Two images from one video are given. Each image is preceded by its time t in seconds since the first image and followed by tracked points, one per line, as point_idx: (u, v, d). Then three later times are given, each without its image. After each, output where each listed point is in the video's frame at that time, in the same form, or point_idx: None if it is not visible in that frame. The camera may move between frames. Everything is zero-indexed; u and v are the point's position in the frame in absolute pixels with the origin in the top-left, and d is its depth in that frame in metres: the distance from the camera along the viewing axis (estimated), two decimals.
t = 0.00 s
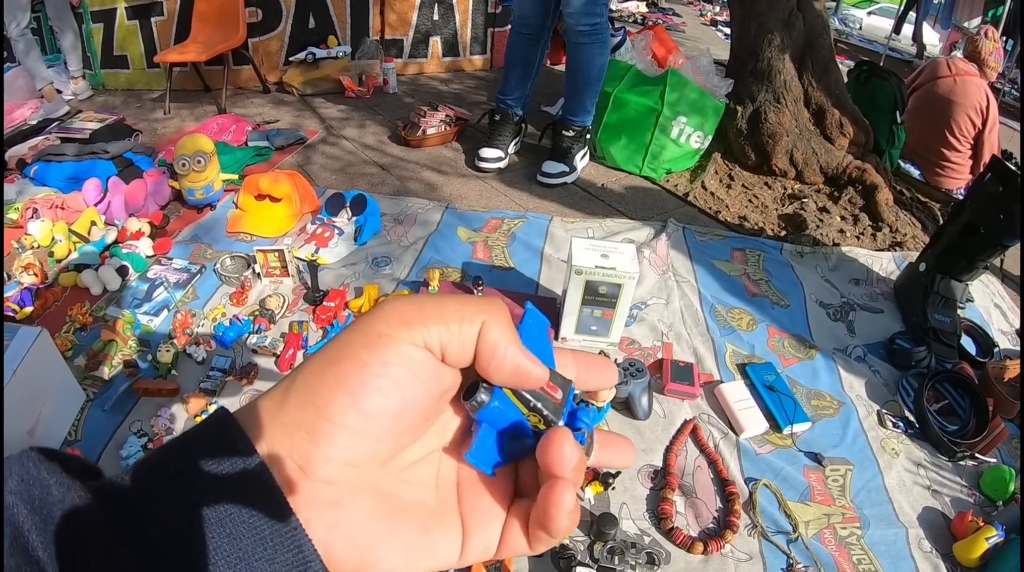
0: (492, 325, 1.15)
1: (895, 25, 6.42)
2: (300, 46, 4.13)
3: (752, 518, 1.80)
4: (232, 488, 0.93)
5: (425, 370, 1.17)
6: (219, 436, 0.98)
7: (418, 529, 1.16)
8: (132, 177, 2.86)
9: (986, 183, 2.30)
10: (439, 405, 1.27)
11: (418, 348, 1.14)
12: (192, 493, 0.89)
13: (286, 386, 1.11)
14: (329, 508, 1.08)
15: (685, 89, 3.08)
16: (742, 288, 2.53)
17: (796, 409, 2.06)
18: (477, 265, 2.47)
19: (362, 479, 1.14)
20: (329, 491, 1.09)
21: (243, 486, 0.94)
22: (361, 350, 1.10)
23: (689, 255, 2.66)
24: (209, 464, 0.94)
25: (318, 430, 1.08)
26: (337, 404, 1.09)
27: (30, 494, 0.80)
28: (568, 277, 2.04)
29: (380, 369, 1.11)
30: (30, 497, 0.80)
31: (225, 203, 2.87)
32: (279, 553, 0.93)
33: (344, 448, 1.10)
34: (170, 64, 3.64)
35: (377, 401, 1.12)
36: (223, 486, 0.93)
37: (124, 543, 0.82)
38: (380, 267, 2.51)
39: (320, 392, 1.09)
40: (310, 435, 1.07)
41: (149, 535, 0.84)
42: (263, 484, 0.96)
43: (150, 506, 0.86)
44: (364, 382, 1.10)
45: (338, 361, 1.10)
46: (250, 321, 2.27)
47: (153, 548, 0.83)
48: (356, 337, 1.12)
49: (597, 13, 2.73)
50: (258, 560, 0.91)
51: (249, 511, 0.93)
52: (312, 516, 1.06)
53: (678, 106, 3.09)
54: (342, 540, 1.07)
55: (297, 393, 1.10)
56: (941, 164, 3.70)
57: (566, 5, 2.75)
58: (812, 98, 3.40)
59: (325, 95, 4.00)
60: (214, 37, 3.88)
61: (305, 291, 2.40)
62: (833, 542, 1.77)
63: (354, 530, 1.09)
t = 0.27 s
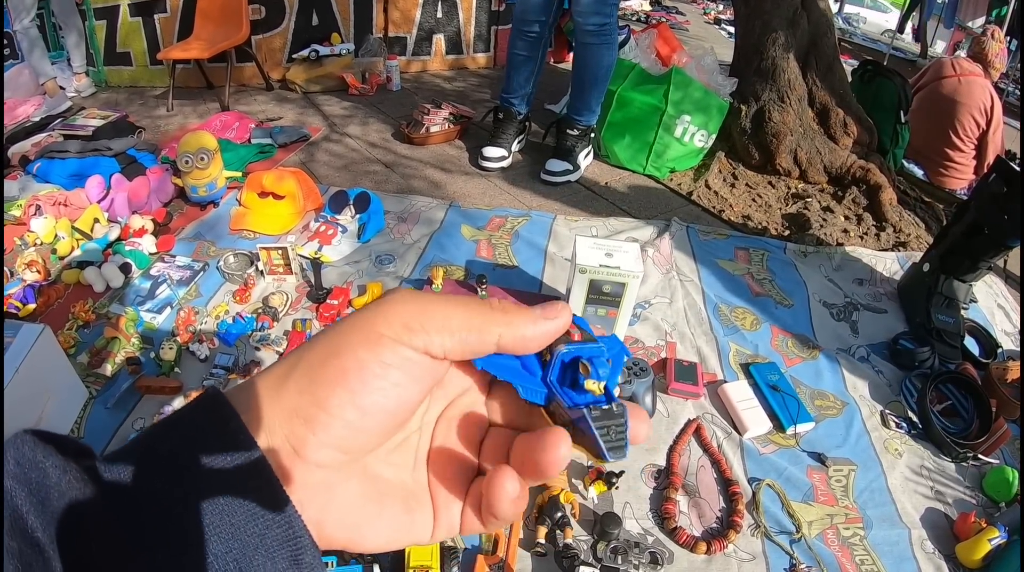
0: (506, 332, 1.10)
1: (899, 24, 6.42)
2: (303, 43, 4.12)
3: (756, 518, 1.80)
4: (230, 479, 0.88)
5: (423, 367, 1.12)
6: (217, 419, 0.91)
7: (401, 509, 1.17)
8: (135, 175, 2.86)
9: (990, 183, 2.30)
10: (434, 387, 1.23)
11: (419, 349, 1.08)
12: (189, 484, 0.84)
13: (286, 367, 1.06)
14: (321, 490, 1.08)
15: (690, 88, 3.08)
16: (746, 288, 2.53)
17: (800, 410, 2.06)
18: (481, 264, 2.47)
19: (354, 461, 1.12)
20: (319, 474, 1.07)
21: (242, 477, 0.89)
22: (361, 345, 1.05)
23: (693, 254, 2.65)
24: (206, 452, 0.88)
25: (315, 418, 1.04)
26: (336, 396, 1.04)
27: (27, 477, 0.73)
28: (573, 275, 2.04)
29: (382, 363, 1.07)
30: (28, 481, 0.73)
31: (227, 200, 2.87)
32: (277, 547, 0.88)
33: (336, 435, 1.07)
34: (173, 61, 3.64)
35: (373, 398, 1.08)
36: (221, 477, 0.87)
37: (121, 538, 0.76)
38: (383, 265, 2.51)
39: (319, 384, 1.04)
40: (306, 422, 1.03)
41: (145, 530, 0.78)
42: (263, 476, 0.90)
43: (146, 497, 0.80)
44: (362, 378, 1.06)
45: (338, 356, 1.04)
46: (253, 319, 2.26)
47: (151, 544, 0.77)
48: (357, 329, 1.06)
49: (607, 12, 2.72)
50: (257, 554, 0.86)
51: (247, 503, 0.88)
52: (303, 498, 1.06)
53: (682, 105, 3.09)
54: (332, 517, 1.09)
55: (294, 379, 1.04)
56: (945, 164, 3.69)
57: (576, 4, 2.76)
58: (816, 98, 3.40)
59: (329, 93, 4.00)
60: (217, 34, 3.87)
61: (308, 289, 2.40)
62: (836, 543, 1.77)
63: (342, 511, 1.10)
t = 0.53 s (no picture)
0: (474, 266, 1.18)
1: (902, 24, 6.42)
2: (306, 40, 4.12)
3: (760, 518, 1.80)
4: (248, 480, 0.84)
5: (430, 337, 1.16)
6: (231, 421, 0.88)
7: (431, 503, 1.16)
8: (138, 171, 2.86)
9: (994, 184, 2.30)
10: (438, 378, 1.26)
11: (421, 317, 1.14)
12: (207, 487, 0.80)
13: (297, 376, 1.05)
14: (356, 489, 1.05)
15: (694, 87, 3.07)
16: (749, 287, 2.53)
17: (803, 410, 2.06)
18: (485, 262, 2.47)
19: (381, 463, 1.11)
20: (351, 473, 1.05)
21: (260, 477, 0.86)
22: (372, 327, 1.08)
23: (697, 253, 2.65)
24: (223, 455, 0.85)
25: (339, 415, 1.04)
26: (354, 383, 1.06)
27: (46, 486, 0.70)
28: (577, 274, 2.04)
29: (393, 343, 1.09)
30: (47, 490, 0.70)
31: (230, 197, 2.87)
32: (299, 547, 0.85)
33: (361, 427, 1.07)
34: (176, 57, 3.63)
35: (390, 378, 1.09)
36: (240, 478, 0.84)
37: (136, 539, 0.72)
38: (387, 263, 2.51)
39: (336, 377, 1.05)
40: (330, 417, 1.03)
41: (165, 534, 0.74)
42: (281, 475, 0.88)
43: (164, 501, 0.77)
44: (377, 359, 1.08)
45: (350, 345, 1.07)
46: (256, 316, 2.26)
47: (172, 547, 0.73)
48: (362, 317, 1.09)
49: (617, 11, 2.73)
50: (278, 557, 0.83)
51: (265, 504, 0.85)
52: (338, 500, 1.03)
53: (686, 104, 3.09)
54: (366, 521, 1.05)
55: (309, 384, 1.04)
56: (948, 165, 3.69)
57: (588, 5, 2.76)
58: (821, 98, 3.39)
59: (333, 90, 4.00)
60: (220, 30, 3.86)
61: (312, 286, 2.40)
62: (839, 542, 1.77)
63: (379, 510, 1.07)
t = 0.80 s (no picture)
0: (462, 273, 1.24)
1: (906, 26, 6.42)
2: (310, 37, 4.11)
3: (763, 517, 1.80)
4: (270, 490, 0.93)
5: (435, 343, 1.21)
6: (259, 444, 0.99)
7: (488, 512, 1.16)
8: (141, 166, 2.85)
9: (1000, 186, 2.29)
10: (462, 393, 1.29)
11: (417, 322, 1.18)
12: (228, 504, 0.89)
13: (318, 412, 1.08)
14: (398, 512, 1.07)
15: (699, 86, 3.08)
16: (754, 287, 2.53)
17: (807, 410, 2.06)
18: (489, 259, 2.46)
19: (422, 482, 1.13)
20: (392, 492, 1.08)
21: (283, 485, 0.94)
22: (383, 340, 1.11)
23: (701, 252, 2.65)
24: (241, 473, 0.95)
25: (369, 437, 1.06)
26: (376, 401, 1.07)
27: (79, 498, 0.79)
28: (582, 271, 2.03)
29: (406, 357, 1.12)
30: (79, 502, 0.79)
31: (234, 192, 2.86)
32: (323, 546, 0.91)
33: (394, 443, 1.09)
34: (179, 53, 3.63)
35: (407, 389, 1.11)
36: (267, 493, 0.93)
37: (155, 543, 0.82)
38: (391, 259, 2.50)
39: (359, 400, 1.07)
40: (360, 442, 1.05)
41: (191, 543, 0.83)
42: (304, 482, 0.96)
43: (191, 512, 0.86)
44: (393, 375, 1.10)
45: (360, 370, 1.09)
46: (259, 312, 2.25)
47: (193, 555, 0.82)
48: (365, 341, 1.12)
49: (622, 10, 2.72)
50: (303, 554, 0.90)
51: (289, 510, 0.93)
52: (383, 524, 1.05)
53: (691, 103, 3.08)
54: (417, 544, 1.06)
55: (332, 415, 1.06)
56: (952, 166, 3.69)
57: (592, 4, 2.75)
58: (825, 98, 3.40)
59: (337, 87, 4.00)
60: (224, 26, 3.86)
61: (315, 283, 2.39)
62: (843, 543, 1.76)
63: (436, 530, 1.09)
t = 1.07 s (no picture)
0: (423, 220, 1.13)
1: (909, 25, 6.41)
2: (312, 34, 4.10)
3: (763, 518, 1.79)
4: (262, 484, 0.91)
5: (399, 308, 1.13)
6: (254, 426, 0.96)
7: (465, 487, 1.10)
8: (142, 163, 2.84)
9: (1001, 186, 2.27)
10: (442, 354, 1.24)
11: (385, 283, 1.11)
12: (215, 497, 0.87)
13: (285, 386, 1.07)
14: (364, 487, 1.05)
15: (701, 85, 3.07)
16: (755, 286, 2.52)
17: (808, 410, 2.06)
18: (490, 257, 2.46)
19: (395, 452, 1.10)
20: (359, 468, 1.06)
21: (276, 479, 0.91)
22: (338, 307, 1.07)
23: (702, 252, 2.64)
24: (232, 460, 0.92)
25: (330, 410, 1.04)
26: (333, 372, 1.04)
27: (53, 488, 0.79)
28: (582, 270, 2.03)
29: (361, 326, 1.06)
30: (54, 493, 0.79)
31: (234, 190, 2.86)
32: (316, 553, 0.90)
33: (357, 415, 1.06)
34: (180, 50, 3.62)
35: (369, 356, 1.07)
36: (258, 489, 0.90)
37: (143, 542, 0.81)
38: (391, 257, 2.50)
39: (315, 371, 1.04)
40: (322, 416, 1.04)
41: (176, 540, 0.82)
42: (298, 477, 0.93)
43: (174, 504, 0.85)
44: (353, 342, 1.05)
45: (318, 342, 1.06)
46: (259, 310, 2.24)
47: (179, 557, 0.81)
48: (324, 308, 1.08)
49: (624, 6, 2.70)
50: (293, 560, 0.88)
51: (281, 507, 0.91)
52: (348, 500, 1.03)
53: (693, 102, 3.07)
54: (384, 518, 1.04)
55: (293, 386, 1.05)
56: (954, 165, 3.67)
57: None
58: (827, 97, 3.38)
59: (338, 84, 3.99)
60: (226, 23, 3.85)
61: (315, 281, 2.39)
62: (843, 544, 1.76)
63: (406, 502, 1.06)
